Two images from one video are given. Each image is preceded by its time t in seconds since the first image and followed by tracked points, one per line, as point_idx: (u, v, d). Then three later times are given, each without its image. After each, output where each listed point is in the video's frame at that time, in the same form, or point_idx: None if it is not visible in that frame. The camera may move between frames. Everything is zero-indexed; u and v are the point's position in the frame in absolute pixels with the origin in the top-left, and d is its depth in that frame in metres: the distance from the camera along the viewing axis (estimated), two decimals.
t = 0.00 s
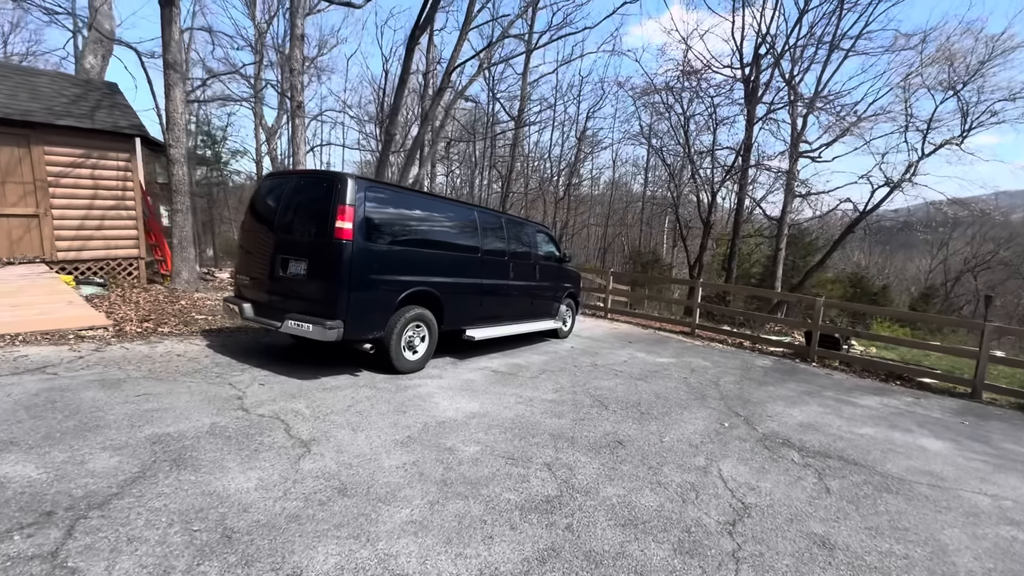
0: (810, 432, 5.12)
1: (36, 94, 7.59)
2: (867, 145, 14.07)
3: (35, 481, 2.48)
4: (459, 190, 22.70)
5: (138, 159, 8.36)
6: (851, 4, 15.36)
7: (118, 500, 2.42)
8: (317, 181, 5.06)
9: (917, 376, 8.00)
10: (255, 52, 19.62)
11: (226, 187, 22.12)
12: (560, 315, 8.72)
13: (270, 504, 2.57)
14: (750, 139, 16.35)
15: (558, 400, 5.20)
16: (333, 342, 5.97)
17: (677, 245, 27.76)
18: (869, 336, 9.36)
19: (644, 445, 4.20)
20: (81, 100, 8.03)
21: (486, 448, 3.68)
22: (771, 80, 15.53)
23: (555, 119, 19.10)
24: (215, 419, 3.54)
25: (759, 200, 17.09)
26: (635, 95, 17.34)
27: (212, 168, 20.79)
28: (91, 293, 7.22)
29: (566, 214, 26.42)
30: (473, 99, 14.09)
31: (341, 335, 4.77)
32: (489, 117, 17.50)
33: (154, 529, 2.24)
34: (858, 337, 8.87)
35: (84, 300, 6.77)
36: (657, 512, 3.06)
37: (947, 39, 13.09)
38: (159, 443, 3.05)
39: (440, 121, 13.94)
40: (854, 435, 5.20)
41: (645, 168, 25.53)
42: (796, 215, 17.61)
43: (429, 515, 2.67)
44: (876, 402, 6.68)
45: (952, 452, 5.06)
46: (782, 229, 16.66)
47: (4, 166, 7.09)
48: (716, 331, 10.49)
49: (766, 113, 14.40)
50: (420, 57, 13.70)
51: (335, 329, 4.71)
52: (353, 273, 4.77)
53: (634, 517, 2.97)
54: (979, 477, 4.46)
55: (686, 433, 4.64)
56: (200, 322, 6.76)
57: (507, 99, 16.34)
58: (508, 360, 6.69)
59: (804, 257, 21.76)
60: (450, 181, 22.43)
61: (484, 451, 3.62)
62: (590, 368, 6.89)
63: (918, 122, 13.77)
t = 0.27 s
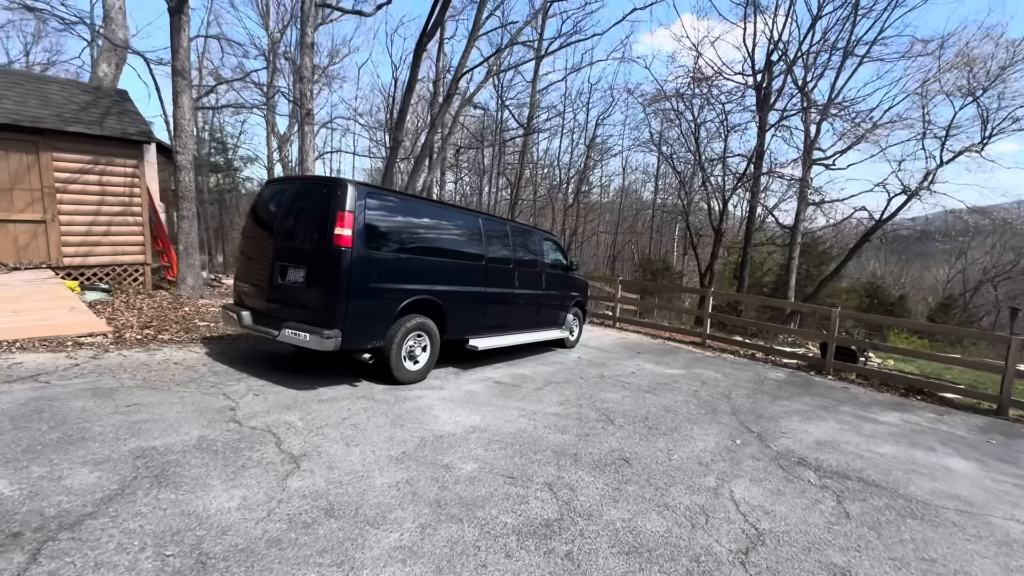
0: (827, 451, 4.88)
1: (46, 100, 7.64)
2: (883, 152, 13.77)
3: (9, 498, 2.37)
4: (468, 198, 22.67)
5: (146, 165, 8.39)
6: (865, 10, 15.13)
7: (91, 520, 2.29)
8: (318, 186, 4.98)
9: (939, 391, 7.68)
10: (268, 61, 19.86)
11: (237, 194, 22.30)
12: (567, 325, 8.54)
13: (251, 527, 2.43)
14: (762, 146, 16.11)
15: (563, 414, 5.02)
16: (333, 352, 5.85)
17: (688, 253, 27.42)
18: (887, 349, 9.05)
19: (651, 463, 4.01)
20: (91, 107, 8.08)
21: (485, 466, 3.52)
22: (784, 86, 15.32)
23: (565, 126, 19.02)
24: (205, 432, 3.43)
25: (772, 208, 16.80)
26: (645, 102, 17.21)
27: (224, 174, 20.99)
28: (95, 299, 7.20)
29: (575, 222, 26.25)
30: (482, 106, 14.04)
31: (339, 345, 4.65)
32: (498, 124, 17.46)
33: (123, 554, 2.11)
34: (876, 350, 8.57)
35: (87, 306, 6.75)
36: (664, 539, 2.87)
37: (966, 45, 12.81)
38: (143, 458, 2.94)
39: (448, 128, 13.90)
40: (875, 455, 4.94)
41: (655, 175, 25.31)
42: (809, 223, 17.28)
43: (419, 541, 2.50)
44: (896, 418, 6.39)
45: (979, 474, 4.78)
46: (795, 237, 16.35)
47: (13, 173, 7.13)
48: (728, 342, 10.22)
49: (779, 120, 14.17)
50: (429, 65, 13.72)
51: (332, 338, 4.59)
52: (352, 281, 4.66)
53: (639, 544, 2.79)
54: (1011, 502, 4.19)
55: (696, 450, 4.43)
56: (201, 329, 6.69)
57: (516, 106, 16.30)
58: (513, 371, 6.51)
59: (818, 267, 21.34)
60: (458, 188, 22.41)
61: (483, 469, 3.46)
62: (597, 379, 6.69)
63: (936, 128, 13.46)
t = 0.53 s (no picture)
0: (842, 464, 4.66)
1: (57, 107, 7.76)
2: (900, 155, 13.43)
3: None
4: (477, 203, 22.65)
5: (155, 171, 8.47)
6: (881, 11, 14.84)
7: (63, 531, 2.22)
8: (317, 189, 4.93)
9: (961, 402, 7.36)
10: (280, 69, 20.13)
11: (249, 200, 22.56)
12: (573, 330, 8.40)
13: (229, 540, 2.33)
14: (775, 149, 15.83)
15: (564, 423, 4.87)
16: (333, 357, 5.79)
17: (700, 259, 27.06)
18: (906, 357, 8.73)
19: (653, 476, 3.84)
20: (101, 113, 8.18)
21: (479, 477, 3.39)
22: (797, 89, 15.07)
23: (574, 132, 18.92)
24: (193, 438, 3.36)
25: (785, 213, 16.48)
26: (655, 106, 17.06)
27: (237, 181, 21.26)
28: (103, 303, 7.26)
29: (585, 227, 26.09)
30: (490, 110, 14.02)
31: (335, 350, 4.58)
32: (507, 129, 17.43)
33: (91, 568, 2.02)
34: (893, 358, 8.27)
35: (93, 310, 6.79)
36: (663, 558, 2.72)
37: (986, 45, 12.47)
38: (126, 465, 2.87)
39: (456, 133, 13.89)
40: (893, 469, 4.70)
41: (666, 180, 25.08)
42: (825, 228, 16.91)
43: (401, 557, 2.38)
44: (915, 430, 6.13)
45: (1005, 490, 4.52)
46: (810, 242, 15.99)
47: (24, 178, 7.23)
48: (739, 349, 9.97)
49: (792, 123, 13.92)
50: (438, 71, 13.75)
51: (328, 343, 4.52)
52: (349, 286, 4.59)
53: (636, 563, 2.64)
54: None
55: (702, 462, 4.26)
56: (204, 333, 6.69)
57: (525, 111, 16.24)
58: (515, 378, 6.39)
59: (834, 273, 20.88)
60: (468, 194, 22.42)
61: (476, 480, 3.33)
62: (602, 387, 6.53)
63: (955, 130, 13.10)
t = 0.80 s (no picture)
0: (862, 480, 4.41)
1: (69, 115, 7.86)
2: (921, 156, 13.03)
3: None
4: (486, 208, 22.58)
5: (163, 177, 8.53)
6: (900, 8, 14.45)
7: (32, 549, 2.13)
8: (317, 194, 4.88)
9: (989, 412, 7.01)
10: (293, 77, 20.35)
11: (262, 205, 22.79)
12: (581, 337, 8.23)
13: (204, 559, 2.22)
14: (790, 151, 15.49)
15: (568, 433, 4.70)
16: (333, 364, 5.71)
17: (714, 263, 26.64)
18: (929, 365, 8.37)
19: (659, 491, 3.66)
20: (112, 121, 8.27)
21: (474, 491, 3.25)
22: (812, 89, 14.74)
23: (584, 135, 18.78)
24: (181, 449, 3.27)
25: (801, 216, 16.10)
26: (667, 109, 16.84)
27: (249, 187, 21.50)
28: (110, 309, 7.30)
29: (596, 231, 25.86)
30: (498, 115, 13.95)
31: (332, 358, 4.48)
32: (516, 133, 17.35)
33: None
34: (916, 366, 7.92)
35: (99, 316, 6.82)
36: None
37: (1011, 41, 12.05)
38: (108, 477, 2.78)
39: (464, 137, 13.84)
40: (916, 485, 4.44)
41: (678, 184, 24.78)
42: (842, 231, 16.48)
43: None
44: (940, 443, 5.83)
45: None
46: (827, 246, 15.59)
47: (35, 185, 7.31)
48: (753, 356, 9.69)
49: (807, 124, 13.60)
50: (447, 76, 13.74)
51: (325, 351, 4.43)
52: (346, 291, 4.50)
53: None
54: None
55: (712, 476, 4.06)
56: (207, 339, 6.67)
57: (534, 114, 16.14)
58: (520, 386, 6.24)
59: (852, 277, 20.35)
60: (478, 198, 22.37)
61: (471, 495, 3.19)
62: (609, 395, 6.34)
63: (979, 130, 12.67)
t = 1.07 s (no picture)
0: (887, 492, 4.15)
1: (79, 120, 7.93)
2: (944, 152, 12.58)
3: None
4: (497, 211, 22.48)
5: (172, 181, 8.57)
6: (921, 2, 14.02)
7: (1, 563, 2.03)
8: (318, 194, 4.79)
9: (1022, 420, 6.64)
10: (304, 82, 20.53)
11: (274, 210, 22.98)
12: (590, 340, 8.04)
13: None
14: (806, 150, 15.12)
15: (574, 441, 4.52)
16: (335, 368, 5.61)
17: (728, 265, 26.18)
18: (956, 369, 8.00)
19: (669, 503, 3.46)
20: (122, 125, 8.33)
21: (472, 502, 3.10)
22: (829, 86, 14.37)
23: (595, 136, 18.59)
24: (170, 456, 3.17)
25: (818, 216, 15.70)
26: (679, 108, 16.58)
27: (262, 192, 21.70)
28: (118, 312, 7.32)
29: (607, 233, 25.59)
30: (507, 116, 13.85)
31: (330, 361, 4.37)
32: (526, 135, 17.24)
33: None
34: (942, 370, 7.57)
35: (106, 319, 6.83)
36: None
37: None
38: (92, 485, 2.69)
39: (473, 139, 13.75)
40: (946, 498, 4.16)
41: (691, 184, 24.43)
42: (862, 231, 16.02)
43: None
44: (971, 452, 5.51)
45: None
46: (845, 247, 15.16)
47: (45, 189, 7.38)
48: (770, 360, 9.39)
49: (824, 121, 13.24)
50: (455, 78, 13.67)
51: (323, 354, 4.32)
52: (345, 293, 4.39)
53: None
54: None
55: (726, 487, 3.85)
56: (212, 342, 6.63)
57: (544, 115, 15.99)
58: (526, 390, 6.07)
59: (872, 279, 19.79)
60: (489, 201, 22.28)
61: (469, 507, 3.03)
62: (619, 401, 6.14)
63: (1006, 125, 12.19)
